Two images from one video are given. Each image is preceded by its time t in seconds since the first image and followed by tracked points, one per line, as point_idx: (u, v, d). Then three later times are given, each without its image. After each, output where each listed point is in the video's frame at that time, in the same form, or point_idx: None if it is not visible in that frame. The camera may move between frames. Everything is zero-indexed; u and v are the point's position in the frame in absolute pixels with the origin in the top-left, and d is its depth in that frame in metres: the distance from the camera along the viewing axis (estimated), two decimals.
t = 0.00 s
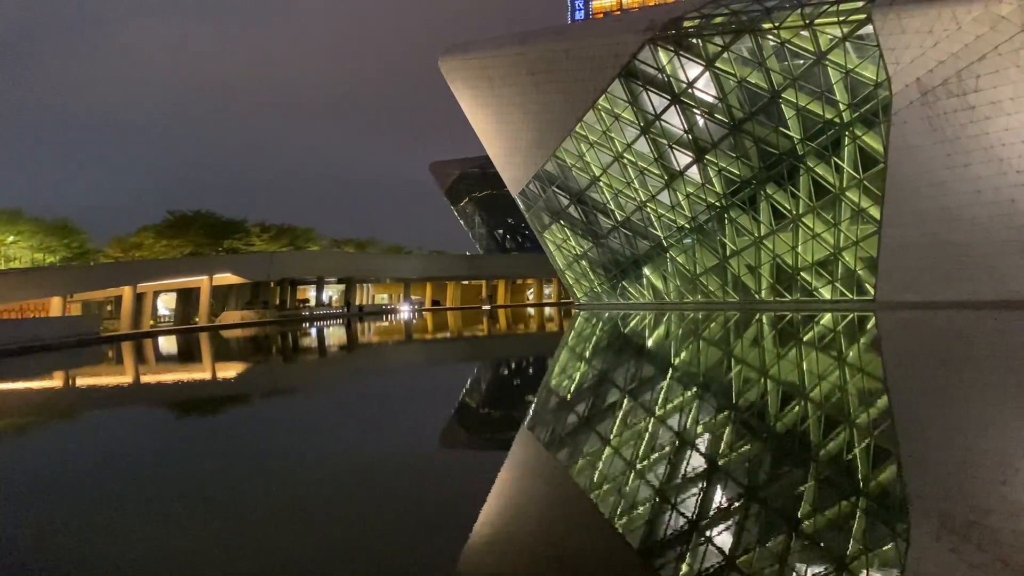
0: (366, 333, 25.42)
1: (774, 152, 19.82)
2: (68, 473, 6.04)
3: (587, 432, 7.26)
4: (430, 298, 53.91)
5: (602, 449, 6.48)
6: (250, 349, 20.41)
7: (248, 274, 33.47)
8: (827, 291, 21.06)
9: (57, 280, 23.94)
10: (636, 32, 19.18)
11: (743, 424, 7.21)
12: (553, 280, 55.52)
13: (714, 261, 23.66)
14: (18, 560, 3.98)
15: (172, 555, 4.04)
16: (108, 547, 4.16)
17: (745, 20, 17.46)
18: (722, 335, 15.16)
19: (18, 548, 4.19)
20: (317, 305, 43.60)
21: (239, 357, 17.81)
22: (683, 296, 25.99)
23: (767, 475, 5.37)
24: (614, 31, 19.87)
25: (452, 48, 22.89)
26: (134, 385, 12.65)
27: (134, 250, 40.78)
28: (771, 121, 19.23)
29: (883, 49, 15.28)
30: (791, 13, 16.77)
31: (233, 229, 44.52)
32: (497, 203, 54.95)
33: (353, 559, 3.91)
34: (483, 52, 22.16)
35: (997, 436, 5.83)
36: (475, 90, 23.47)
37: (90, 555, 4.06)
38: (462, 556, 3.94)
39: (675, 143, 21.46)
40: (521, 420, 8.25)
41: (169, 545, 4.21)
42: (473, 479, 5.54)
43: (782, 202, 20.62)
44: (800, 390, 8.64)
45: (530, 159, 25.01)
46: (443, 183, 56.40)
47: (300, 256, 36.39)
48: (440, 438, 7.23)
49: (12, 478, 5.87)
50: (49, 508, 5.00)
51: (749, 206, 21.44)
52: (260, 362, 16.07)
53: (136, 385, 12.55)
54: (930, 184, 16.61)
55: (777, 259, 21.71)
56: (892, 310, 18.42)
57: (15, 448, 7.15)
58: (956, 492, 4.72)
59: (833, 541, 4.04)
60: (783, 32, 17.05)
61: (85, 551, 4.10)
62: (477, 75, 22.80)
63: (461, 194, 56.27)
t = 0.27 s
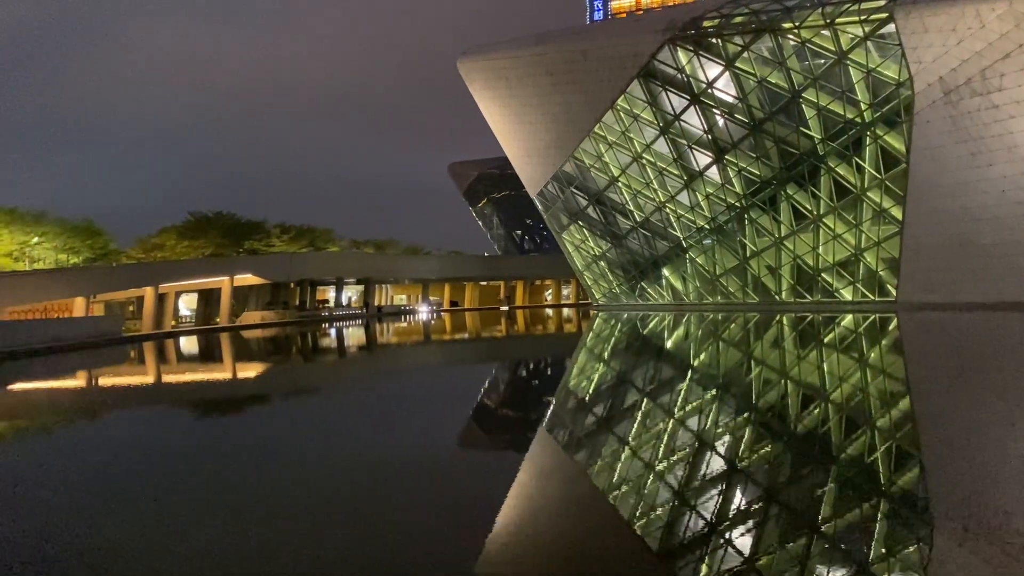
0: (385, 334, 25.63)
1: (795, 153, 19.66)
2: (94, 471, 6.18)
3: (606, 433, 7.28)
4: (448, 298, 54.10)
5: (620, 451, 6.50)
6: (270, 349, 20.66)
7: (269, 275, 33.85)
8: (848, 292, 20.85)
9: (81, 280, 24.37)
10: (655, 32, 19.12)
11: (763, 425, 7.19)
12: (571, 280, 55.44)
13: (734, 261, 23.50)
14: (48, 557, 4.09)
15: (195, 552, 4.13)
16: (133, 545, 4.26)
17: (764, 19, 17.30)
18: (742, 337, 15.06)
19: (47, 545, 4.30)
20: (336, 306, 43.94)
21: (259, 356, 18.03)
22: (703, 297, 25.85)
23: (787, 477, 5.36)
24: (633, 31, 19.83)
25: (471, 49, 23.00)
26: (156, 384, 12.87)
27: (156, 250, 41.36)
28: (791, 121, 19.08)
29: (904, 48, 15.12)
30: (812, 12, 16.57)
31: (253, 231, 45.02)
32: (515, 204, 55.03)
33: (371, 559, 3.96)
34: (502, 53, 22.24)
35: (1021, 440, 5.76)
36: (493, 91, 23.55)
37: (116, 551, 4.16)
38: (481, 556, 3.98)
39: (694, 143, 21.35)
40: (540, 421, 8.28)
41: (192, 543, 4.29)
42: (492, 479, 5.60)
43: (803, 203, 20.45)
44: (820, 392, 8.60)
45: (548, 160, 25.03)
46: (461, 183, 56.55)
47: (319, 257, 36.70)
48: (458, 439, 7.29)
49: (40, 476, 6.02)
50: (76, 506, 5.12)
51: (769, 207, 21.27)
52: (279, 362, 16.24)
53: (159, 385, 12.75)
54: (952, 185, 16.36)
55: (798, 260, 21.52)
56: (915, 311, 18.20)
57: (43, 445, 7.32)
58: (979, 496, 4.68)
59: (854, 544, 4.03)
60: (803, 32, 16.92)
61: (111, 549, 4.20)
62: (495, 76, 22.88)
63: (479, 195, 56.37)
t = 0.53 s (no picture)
0: (405, 335, 25.81)
1: (817, 153, 19.46)
2: (120, 470, 6.31)
3: (626, 435, 7.30)
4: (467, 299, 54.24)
5: (640, 453, 6.51)
6: (290, 350, 20.90)
7: (290, 276, 34.20)
8: (870, 293, 20.60)
9: (106, 280, 24.82)
10: (675, 33, 19.08)
11: (784, 428, 7.16)
12: (591, 281, 55.32)
13: (755, 263, 23.32)
14: (75, 554, 4.19)
15: (218, 551, 4.21)
16: (158, 543, 4.36)
17: (786, 19, 17.27)
18: (763, 338, 14.93)
19: (75, 542, 4.41)
20: (356, 307, 44.26)
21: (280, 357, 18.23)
22: (723, 298, 25.68)
23: (808, 480, 5.35)
24: (653, 31, 19.79)
25: (490, 50, 23.14)
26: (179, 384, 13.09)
27: (179, 251, 41.97)
28: (813, 121, 18.90)
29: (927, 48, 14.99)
30: (834, 12, 16.51)
31: (275, 232, 45.50)
32: (534, 205, 55.04)
33: (391, 559, 4.02)
34: (522, 54, 22.35)
35: None
36: (513, 92, 23.63)
37: (142, 549, 4.25)
38: (501, 557, 4.02)
39: (715, 144, 21.22)
40: (559, 422, 8.31)
41: (215, 541, 4.38)
42: (511, 481, 5.64)
43: (825, 204, 20.25)
44: (843, 394, 8.53)
45: (568, 161, 25.02)
46: (480, 185, 56.69)
47: (340, 258, 37.01)
48: (477, 440, 7.35)
49: (68, 475, 6.16)
50: (103, 504, 5.24)
51: (791, 207, 21.08)
52: (300, 363, 16.40)
53: (182, 385, 12.94)
54: (978, 185, 16.18)
55: (820, 261, 21.29)
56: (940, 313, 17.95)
57: (69, 444, 7.49)
58: (1004, 500, 4.65)
59: (876, 547, 4.02)
60: (825, 31, 16.78)
61: (137, 547, 4.30)
62: (515, 77, 22.97)
63: (499, 196, 56.46)
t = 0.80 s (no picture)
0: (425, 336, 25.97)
1: (840, 154, 19.26)
2: (145, 470, 6.44)
3: (647, 438, 7.31)
4: (488, 301, 54.39)
5: (661, 456, 6.51)
6: (312, 350, 21.14)
7: (313, 277, 34.58)
8: (895, 295, 20.32)
9: (132, 282, 25.28)
10: (697, 34, 19.02)
11: (808, 431, 7.12)
12: (612, 283, 55.16)
13: (778, 265, 23.10)
14: (102, 552, 4.29)
15: (241, 551, 4.28)
16: (182, 542, 4.45)
17: (809, 19, 17.16)
18: (786, 341, 14.80)
19: (105, 540, 4.52)
20: (377, 308, 44.59)
21: (302, 358, 18.43)
22: (746, 301, 25.46)
23: (832, 484, 5.32)
24: (675, 32, 19.74)
25: (513, 52, 23.37)
26: (203, 385, 13.30)
27: (203, 253, 42.59)
28: (836, 122, 18.72)
29: (953, 47, 15.03)
30: (858, 12, 16.43)
31: (297, 234, 46.05)
32: (555, 207, 55.03)
33: (410, 560, 4.06)
34: (545, 55, 22.57)
35: None
36: (534, 94, 23.76)
37: (165, 549, 4.34)
38: (521, 560, 4.06)
39: (737, 145, 21.06)
40: (580, 424, 8.33)
41: (235, 541, 4.46)
42: (530, 483, 5.67)
43: (848, 205, 20.03)
44: (866, 398, 8.45)
45: (589, 163, 24.99)
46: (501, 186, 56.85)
47: (361, 259, 37.34)
48: (497, 441, 7.39)
49: (95, 474, 6.30)
50: (129, 504, 5.35)
51: (814, 209, 20.86)
52: (321, 364, 16.57)
53: (206, 385, 13.14)
54: (1005, 185, 16.04)
55: (843, 263, 21.03)
56: (967, 315, 17.68)
57: (96, 444, 7.66)
58: None
59: (901, 552, 4.00)
60: (849, 31, 16.71)
61: (164, 547, 4.40)
62: (536, 79, 23.13)
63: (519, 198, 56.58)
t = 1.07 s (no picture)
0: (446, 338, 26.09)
1: (865, 155, 19.02)
2: (172, 470, 6.56)
3: (669, 441, 7.31)
4: (509, 303, 54.44)
5: (683, 459, 6.52)
6: (335, 352, 21.36)
7: (335, 279, 34.92)
8: (921, 298, 20.04)
9: (158, 284, 25.71)
10: (720, 34, 18.92)
11: (832, 434, 7.07)
12: (633, 285, 54.94)
13: (801, 267, 22.87)
14: (129, 549, 4.38)
15: (268, 549, 4.37)
16: (207, 540, 4.53)
17: (833, 19, 17.02)
18: (810, 344, 14.66)
19: (135, 537, 4.63)
20: (399, 310, 44.89)
21: (325, 359, 18.63)
22: (769, 303, 25.23)
23: (856, 488, 5.29)
24: (697, 33, 19.65)
25: (533, 54, 23.40)
26: (227, 385, 13.51)
27: (227, 255, 43.20)
28: (861, 123, 18.53)
29: (980, 48, 14.96)
30: (882, 12, 16.30)
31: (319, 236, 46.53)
32: (576, 209, 54.98)
33: (432, 562, 4.10)
34: (566, 57, 22.57)
35: None
36: (555, 96, 23.76)
37: (191, 546, 4.42)
38: (542, 563, 4.08)
39: (761, 146, 20.86)
40: (601, 427, 8.34)
41: (262, 539, 4.54)
42: (551, 486, 5.69)
43: (873, 206, 19.78)
44: (891, 401, 8.36)
45: (610, 165, 24.93)
46: (522, 188, 56.93)
47: (383, 261, 37.64)
48: (517, 444, 7.42)
49: (122, 473, 6.43)
50: (156, 502, 5.45)
51: (838, 210, 20.62)
52: (344, 366, 16.74)
53: (230, 386, 13.33)
54: None
55: (868, 265, 20.77)
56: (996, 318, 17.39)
57: (122, 443, 7.82)
58: None
59: (927, 558, 3.98)
60: (874, 31, 16.51)
61: (193, 543, 4.49)
62: (557, 81, 23.12)
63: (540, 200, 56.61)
